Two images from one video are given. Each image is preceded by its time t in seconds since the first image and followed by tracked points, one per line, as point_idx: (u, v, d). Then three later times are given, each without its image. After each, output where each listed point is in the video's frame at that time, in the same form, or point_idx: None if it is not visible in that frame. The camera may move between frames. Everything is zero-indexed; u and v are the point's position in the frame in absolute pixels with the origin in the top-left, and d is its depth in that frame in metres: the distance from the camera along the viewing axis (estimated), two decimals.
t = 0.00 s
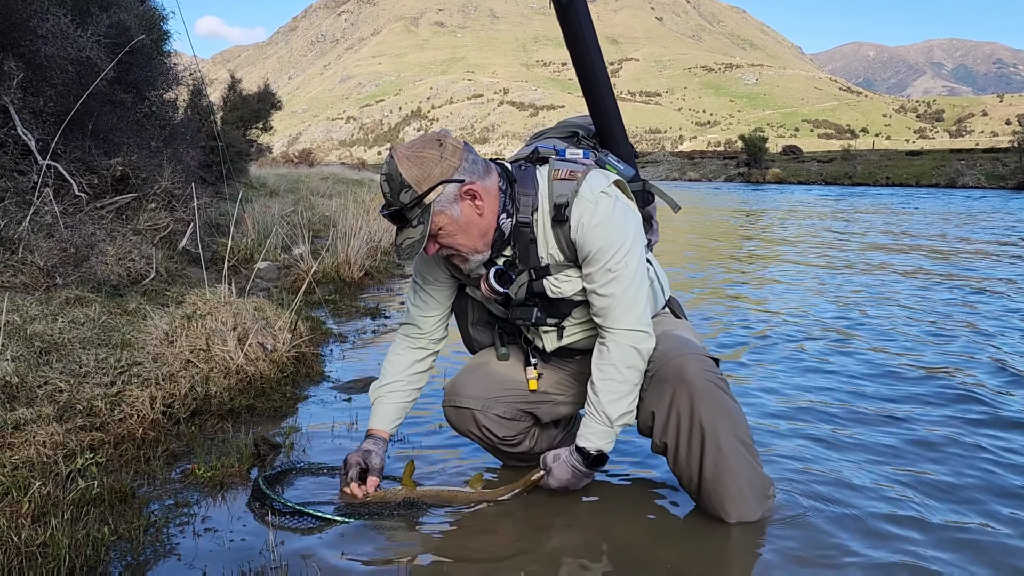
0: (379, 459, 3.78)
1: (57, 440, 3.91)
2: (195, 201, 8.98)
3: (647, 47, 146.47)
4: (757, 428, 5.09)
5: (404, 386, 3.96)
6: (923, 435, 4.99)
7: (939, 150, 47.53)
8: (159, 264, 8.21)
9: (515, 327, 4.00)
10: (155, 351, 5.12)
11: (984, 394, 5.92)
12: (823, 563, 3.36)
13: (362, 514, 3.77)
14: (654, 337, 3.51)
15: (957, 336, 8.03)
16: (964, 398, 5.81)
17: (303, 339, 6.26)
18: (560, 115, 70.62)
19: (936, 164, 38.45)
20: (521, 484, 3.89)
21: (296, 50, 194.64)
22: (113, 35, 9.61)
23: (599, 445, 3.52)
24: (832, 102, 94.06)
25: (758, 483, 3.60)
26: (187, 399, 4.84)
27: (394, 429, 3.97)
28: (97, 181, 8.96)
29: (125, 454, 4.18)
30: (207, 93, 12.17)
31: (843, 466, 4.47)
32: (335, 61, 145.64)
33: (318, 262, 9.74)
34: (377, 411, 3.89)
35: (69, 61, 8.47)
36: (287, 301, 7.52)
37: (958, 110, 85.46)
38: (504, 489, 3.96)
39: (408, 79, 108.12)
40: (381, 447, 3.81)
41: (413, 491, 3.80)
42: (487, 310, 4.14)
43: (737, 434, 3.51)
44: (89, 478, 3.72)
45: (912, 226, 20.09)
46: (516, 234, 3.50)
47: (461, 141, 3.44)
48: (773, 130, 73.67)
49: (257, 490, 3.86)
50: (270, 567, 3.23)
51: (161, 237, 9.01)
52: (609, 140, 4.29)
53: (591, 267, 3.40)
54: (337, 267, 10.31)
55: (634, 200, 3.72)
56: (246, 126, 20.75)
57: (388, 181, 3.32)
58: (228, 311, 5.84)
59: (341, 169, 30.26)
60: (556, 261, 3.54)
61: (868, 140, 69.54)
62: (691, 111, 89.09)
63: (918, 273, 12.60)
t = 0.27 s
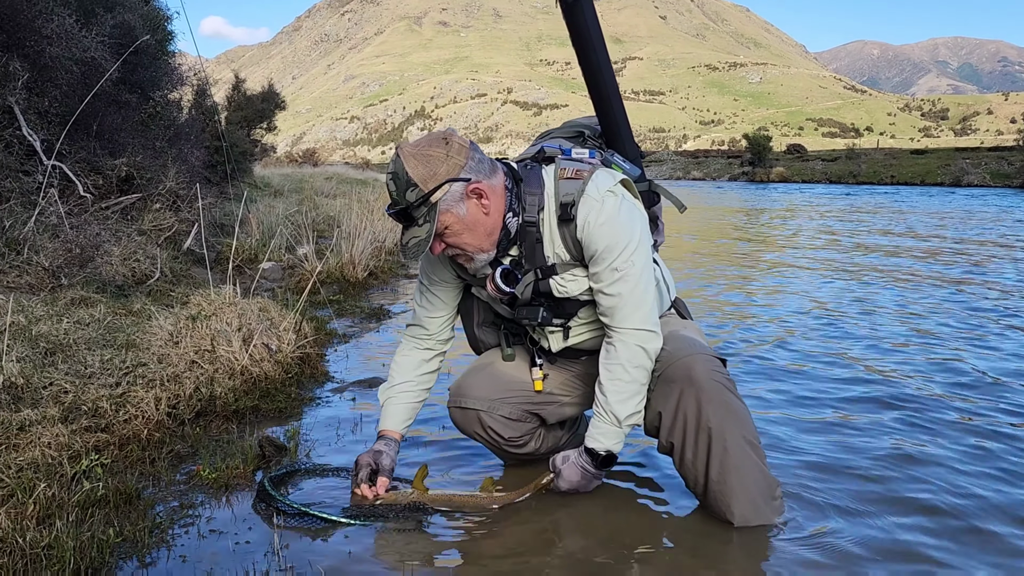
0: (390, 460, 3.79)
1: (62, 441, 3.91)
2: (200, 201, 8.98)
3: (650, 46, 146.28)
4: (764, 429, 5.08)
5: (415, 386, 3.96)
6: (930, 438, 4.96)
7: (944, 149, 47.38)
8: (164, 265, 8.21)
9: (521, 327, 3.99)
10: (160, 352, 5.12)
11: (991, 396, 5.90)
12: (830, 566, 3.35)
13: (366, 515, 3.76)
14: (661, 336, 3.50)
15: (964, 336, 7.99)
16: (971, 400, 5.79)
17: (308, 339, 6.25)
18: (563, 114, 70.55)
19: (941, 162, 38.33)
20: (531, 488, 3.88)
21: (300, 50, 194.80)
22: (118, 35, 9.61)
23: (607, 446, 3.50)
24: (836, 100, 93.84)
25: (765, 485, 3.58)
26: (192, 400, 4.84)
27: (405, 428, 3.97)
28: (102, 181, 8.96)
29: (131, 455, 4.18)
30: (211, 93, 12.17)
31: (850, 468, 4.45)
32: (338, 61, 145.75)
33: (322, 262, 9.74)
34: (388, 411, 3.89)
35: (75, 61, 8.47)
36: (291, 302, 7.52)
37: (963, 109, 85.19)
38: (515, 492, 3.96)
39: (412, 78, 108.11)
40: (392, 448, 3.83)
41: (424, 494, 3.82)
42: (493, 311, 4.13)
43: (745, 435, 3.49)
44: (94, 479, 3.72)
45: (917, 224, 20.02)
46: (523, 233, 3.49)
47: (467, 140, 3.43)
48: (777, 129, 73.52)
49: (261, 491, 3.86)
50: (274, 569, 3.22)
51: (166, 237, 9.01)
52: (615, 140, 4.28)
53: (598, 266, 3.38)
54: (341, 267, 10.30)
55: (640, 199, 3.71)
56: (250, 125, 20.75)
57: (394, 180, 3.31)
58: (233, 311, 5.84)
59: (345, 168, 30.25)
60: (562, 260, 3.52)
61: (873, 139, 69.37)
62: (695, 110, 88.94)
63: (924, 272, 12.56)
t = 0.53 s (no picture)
0: (388, 462, 3.83)
1: (64, 441, 3.90)
2: (203, 201, 8.98)
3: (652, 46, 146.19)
4: (769, 429, 5.06)
5: (416, 387, 3.95)
6: (935, 438, 4.94)
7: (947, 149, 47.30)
8: (167, 264, 8.21)
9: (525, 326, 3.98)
10: (162, 352, 5.11)
11: (996, 395, 5.88)
12: (835, 567, 3.34)
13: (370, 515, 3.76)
14: (666, 334, 3.48)
15: (968, 336, 7.96)
16: (976, 400, 5.77)
17: (311, 339, 6.25)
18: (566, 114, 70.52)
19: (944, 162, 38.27)
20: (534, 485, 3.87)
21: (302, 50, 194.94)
22: (120, 35, 9.61)
23: (612, 444, 3.49)
24: (839, 100, 93.71)
25: (771, 484, 3.56)
26: (195, 400, 4.83)
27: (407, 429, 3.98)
28: (105, 181, 8.96)
29: (133, 455, 4.17)
30: (214, 93, 12.17)
31: (857, 468, 4.44)
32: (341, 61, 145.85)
33: (325, 262, 9.73)
34: (389, 411, 3.90)
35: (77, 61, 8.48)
36: (294, 301, 7.51)
37: (966, 108, 85.03)
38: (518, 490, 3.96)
39: (414, 79, 108.12)
40: (390, 450, 3.85)
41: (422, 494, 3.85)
42: (497, 310, 4.12)
43: (750, 434, 3.47)
44: (96, 479, 3.72)
45: (921, 224, 19.98)
46: (527, 231, 3.48)
47: (472, 137, 3.41)
48: (780, 129, 73.42)
49: (264, 491, 3.86)
50: (275, 569, 3.20)
51: (169, 237, 9.01)
52: (619, 139, 4.26)
53: (602, 264, 3.36)
54: (344, 266, 10.29)
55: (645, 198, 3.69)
56: (253, 125, 20.76)
57: (398, 177, 3.30)
58: (236, 311, 5.83)
59: (347, 168, 30.23)
60: (567, 258, 3.50)
61: (876, 138, 69.26)
62: (698, 110, 88.87)
63: (928, 272, 12.53)
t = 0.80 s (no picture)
0: (390, 467, 3.77)
1: (65, 442, 3.88)
2: (204, 201, 8.96)
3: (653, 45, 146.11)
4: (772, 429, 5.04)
5: (417, 388, 3.94)
6: (938, 437, 4.92)
7: (948, 148, 47.27)
8: (168, 264, 8.19)
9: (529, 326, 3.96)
10: (163, 352, 5.09)
11: (1000, 394, 5.86)
12: (841, 568, 3.32)
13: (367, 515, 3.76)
14: (671, 335, 3.46)
15: (971, 335, 7.93)
16: (980, 399, 5.75)
17: (312, 339, 6.23)
18: (567, 113, 70.46)
19: (945, 161, 38.24)
20: (536, 486, 3.85)
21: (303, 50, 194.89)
22: (121, 35, 9.60)
23: (616, 444, 3.47)
24: (839, 99, 93.65)
25: (776, 485, 3.54)
26: (196, 400, 4.81)
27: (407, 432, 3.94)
28: (105, 181, 8.94)
29: (135, 456, 4.15)
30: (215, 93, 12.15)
31: (860, 469, 4.42)
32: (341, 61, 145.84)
33: (326, 262, 9.72)
34: (388, 414, 3.86)
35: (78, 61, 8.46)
36: (295, 301, 7.50)
37: (967, 108, 84.93)
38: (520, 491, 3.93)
39: (415, 78, 108.06)
40: (393, 454, 3.79)
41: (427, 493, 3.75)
42: (500, 310, 4.10)
43: (756, 435, 3.45)
44: (97, 480, 3.70)
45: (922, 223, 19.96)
46: (530, 232, 3.46)
47: (475, 137, 3.39)
48: (781, 129, 73.37)
49: (265, 492, 3.84)
50: (278, 570, 3.18)
51: (170, 237, 8.99)
52: (622, 138, 4.24)
53: (607, 265, 3.34)
54: (345, 266, 10.28)
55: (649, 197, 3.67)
56: (254, 125, 20.73)
57: (401, 177, 3.29)
58: (237, 311, 5.81)
59: (348, 169, 30.19)
60: (571, 259, 3.49)
61: (877, 138, 69.21)
62: (698, 109, 88.84)
63: (930, 271, 12.50)
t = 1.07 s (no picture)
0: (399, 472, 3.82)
1: (67, 441, 3.88)
2: (205, 200, 8.96)
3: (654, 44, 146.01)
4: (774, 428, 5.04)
5: (419, 390, 3.91)
6: (940, 437, 4.91)
7: (949, 147, 47.26)
8: (169, 263, 8.19)
9: (530, 325, 3.96)
10: (165, 351, 5.09)
11: (1002, 393, 5.86)
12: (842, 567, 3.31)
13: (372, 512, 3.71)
14: (672, 334, 3.46)
15: (973, 334, 7.92)
16: (982, 397, 5.75)
17: (313, 338, 6.23)
18: (567, 112, 70.44)
19: (946, 160, 38.22)
20: (539, 484, 3.87)
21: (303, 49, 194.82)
22: (121, 34, 9.60)
23: (616, 443, 3.47)
24: (840, 98, 93.60)
25: (778, 484, 3.53)
26: (198, 399, 4.81)
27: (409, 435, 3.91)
28: (106, 180, 8.94)
29: (137, 455, 4.16)
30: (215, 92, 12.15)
31: (863, 467, 4.42)
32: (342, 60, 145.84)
33: (327, 261, 9.71)
34: (390, 417, 3.83)
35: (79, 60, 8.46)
36: (296, 300, 7.50)
37: (967, 106, 84.88)
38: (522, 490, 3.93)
39: (415, 77, 107.99)
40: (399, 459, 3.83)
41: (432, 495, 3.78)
42: (502, 309, 4.10)
43: (758, 433, 3.45)
44: (99, 479, 3.70)
45: (923, 222, 19.94)
46: (532, 231, 3.46)
47: (475, 136, 3.39)
48: (781, 127, 73.31)
49: (268, 491, 3.84)
50: (282, 570, 3.18)
51: (171, 236, 8.99)
52: (624, 137, 4.24)
53: (608, 264, 3.34)
54: (346, 265, 10.27)
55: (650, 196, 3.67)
56: (254, 124, 20.72)
57: (402, 176, 3.29)
58: (238, 310, 5.81)
59: (348, 168, 30.16)
60: (573, 258, 3.49)
61: (878, 137, 69.15)
62: (699, 108, 88.77)
63: (932, 269, 12.50)
